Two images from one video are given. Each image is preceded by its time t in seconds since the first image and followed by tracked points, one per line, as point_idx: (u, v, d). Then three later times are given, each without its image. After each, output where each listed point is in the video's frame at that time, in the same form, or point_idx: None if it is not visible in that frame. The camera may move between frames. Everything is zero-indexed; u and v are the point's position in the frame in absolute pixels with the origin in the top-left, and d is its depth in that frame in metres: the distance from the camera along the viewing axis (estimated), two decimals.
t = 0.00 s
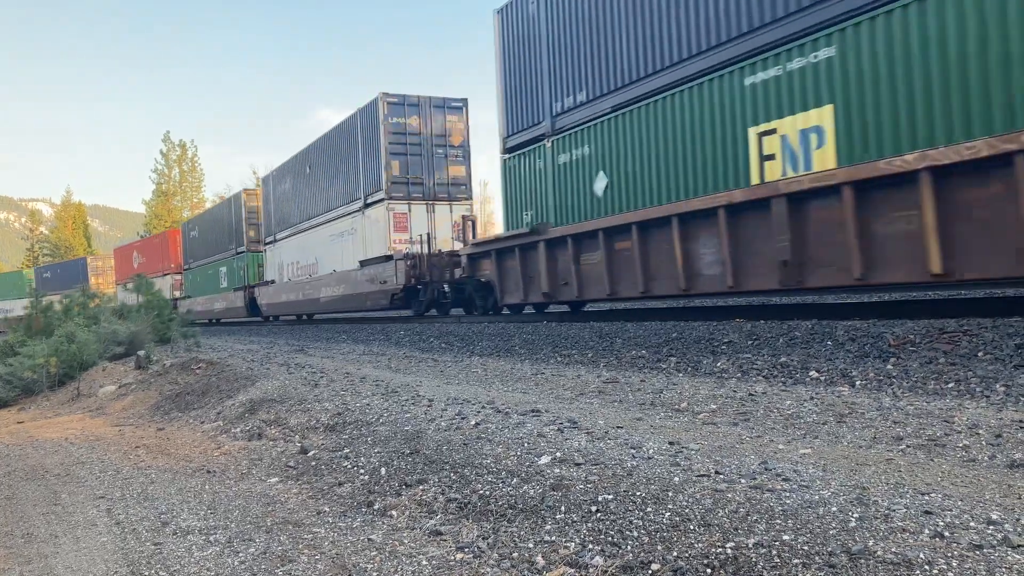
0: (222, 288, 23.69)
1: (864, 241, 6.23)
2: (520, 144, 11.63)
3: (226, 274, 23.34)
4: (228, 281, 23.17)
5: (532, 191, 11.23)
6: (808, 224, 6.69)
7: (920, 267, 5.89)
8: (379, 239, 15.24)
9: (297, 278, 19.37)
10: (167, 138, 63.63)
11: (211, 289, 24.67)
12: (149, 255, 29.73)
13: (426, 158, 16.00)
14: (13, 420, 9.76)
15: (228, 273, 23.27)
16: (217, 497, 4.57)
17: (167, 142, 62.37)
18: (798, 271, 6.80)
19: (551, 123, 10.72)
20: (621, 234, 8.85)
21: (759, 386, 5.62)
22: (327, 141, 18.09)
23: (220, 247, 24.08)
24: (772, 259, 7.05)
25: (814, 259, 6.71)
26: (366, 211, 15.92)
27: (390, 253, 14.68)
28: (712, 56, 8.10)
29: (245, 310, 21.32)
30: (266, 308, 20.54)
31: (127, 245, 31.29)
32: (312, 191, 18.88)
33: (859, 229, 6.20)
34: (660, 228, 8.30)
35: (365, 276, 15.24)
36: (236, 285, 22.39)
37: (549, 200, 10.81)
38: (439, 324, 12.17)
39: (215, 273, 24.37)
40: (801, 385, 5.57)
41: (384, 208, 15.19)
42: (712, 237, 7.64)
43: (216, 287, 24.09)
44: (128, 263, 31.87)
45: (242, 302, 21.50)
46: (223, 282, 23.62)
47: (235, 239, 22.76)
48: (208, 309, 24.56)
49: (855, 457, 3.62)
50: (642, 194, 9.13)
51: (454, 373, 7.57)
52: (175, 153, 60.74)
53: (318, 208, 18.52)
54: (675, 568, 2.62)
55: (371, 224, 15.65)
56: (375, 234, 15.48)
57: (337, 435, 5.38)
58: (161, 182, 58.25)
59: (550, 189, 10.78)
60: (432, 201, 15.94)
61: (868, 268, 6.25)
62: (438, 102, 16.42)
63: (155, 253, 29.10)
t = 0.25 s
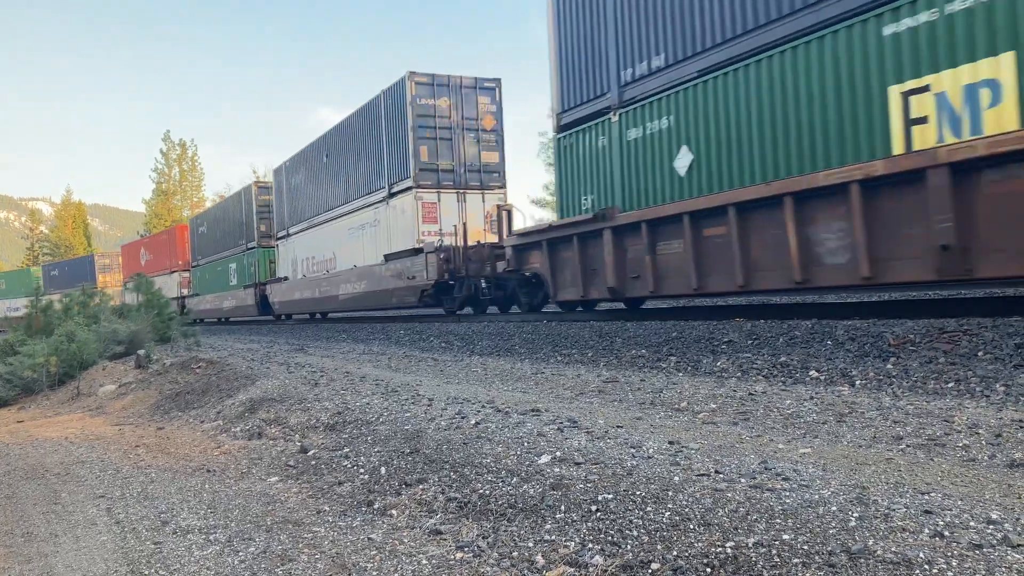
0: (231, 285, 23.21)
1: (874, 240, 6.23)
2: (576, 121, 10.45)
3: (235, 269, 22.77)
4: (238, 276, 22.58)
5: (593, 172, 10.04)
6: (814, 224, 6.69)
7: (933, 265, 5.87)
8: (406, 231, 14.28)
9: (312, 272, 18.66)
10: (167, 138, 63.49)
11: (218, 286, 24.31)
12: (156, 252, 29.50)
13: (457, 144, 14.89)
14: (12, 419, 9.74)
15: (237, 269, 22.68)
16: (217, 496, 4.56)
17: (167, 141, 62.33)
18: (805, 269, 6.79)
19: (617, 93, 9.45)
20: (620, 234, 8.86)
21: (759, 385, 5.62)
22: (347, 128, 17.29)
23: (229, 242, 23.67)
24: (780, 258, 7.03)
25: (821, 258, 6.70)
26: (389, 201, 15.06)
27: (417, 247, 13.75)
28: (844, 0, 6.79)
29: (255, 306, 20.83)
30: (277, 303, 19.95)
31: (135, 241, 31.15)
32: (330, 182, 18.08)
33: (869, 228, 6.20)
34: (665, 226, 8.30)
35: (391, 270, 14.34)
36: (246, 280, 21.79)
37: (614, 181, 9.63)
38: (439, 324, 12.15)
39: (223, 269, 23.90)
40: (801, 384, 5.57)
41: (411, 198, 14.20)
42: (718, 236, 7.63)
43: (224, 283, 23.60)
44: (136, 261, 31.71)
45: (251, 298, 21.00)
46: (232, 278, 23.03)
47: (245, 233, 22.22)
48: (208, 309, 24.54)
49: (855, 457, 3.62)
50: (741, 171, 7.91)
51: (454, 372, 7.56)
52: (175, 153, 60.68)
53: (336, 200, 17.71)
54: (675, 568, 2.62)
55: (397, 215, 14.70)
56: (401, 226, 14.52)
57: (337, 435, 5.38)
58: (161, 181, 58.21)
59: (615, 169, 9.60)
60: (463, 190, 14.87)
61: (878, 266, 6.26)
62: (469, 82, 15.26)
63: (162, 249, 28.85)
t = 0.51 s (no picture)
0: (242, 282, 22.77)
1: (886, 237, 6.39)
2: (651, 89, 9.67)
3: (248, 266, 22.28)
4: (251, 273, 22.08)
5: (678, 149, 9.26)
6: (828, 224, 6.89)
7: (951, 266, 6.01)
8: (438, 221, 13.66)
9: (331, 267, 18.02)
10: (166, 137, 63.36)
11: (228, 283, 23.95)
12: (164, 248, 29.25)
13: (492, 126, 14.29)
14: (12, 419, 9.74)
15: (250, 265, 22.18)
16: (217, 496, 4.56)
17: (166, 140, 62.26)
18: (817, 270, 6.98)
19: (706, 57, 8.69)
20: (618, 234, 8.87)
21: (759, 384, 5.61)
22: (371, 115, 16.70)
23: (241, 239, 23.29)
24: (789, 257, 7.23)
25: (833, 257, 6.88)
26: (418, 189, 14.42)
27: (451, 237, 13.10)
28: None
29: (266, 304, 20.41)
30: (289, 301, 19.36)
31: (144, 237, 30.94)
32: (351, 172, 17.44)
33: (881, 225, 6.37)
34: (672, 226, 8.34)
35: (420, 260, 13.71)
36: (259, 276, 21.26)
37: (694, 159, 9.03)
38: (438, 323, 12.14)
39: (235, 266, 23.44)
40: (801, 384, 5.56)
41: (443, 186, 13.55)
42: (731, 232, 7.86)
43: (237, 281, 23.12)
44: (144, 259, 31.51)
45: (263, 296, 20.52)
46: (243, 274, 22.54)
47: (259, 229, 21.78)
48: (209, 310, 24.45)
49: (855, 457, 3.61)
50: (859, 142, 7.26)
51: (454, 372, 7.55)
52: (175, 153, 60.58)
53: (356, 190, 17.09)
54: (675, 567, 2.62)
55: (428, 205, 14.04)
56: (433, 215, 13.90)
57: (336, 434, 5.37)
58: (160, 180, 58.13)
59: (703, 145, 8.87)
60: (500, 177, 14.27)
61: (891, 266, 6.42)
62: (507, 61, 14.65)
63: (170, 246, 28.57)
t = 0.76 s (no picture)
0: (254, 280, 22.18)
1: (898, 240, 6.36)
2: (746, 49, 8.22)
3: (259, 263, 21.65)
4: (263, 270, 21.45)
5: (777, 111, 7.81)
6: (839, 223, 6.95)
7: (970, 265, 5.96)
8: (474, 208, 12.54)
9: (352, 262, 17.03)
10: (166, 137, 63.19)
11: (238, 281, 23.45)
12: (172, 245, 28.75)
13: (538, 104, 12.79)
14: (11, 418, 9.73)
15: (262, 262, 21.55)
16: (216, 496, 4.55)
17: (166, 139, 62.21)
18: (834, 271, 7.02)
19: (827, 4, 7.21)
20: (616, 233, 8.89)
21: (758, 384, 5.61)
22: (389, 100, 15.75)
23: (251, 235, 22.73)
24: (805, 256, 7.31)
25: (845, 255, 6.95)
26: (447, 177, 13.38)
27: (492, 228, 12.07)
28: None
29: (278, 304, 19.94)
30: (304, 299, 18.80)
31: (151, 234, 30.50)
32: (370, 161, 16.55)
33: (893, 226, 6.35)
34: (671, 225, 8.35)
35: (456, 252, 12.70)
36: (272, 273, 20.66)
37: (774, 128, 7.87)
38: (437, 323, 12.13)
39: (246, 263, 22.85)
40: (800, 383, 5.56)
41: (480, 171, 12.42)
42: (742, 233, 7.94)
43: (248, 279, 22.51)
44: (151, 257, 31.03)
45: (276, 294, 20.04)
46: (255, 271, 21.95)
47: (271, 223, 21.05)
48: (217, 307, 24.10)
49: (855, 456, 3.61)
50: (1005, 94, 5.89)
51: (453, 371, 7.54)
52: (174, 152, 60.51)
53: (377, 181, 16.16)
54: (674, 567, 2.62)
55: (463, 192, 12.90)
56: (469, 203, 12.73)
57: (336, 434, 5.37)
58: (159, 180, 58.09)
59: (819, 105, 7.37)
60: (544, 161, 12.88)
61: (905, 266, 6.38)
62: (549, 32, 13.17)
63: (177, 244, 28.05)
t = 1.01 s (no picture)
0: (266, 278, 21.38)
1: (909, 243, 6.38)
2: None
3: (272, 260, 20.82)
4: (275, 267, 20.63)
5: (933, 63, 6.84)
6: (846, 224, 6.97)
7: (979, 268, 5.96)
8: (520, 195, 11.42)
9: (379, 255, 15.99)
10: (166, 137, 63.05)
11: (249, 279, 22.63)
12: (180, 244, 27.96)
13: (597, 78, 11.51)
14: (10, 418, 9.73)
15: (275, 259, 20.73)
16: (216, 496, 4.55)
17: (166, 140, 62.13)
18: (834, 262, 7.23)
19: None
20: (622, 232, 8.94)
21: (757, 383, 5.62)
22: (417, 81, 14.65)
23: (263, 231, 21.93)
24: (807, 248, 7.52)
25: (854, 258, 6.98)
26: (486, 162, 12.23)
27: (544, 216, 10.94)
28: None
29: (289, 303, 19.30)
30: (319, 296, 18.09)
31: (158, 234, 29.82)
32: (396, 147, 15.48)
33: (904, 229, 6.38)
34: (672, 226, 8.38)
35: (501, 241, 11.49)
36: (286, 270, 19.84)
37: (912, 88, 7.05)
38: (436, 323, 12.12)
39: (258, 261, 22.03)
40: (799, 383, 5.56)
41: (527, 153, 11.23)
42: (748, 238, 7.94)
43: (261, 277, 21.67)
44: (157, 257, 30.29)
45: (289, 292, 19.30)
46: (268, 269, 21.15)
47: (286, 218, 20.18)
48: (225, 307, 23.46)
49: (854, 456, 3.60)
50: None
51: (452, 371, 7.55)
52: (174, 153, 60.47)
53: (406, 169, 15.08)
54: (674, 567, 2.62)
55: (506, 176, 11.76)
56: (513, 189, 11.57)
57: (336, 434, 5.36)
58: (159, 181, 58.08)
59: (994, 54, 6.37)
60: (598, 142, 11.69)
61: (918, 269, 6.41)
62: None
63: (185, 242, 27.25)
